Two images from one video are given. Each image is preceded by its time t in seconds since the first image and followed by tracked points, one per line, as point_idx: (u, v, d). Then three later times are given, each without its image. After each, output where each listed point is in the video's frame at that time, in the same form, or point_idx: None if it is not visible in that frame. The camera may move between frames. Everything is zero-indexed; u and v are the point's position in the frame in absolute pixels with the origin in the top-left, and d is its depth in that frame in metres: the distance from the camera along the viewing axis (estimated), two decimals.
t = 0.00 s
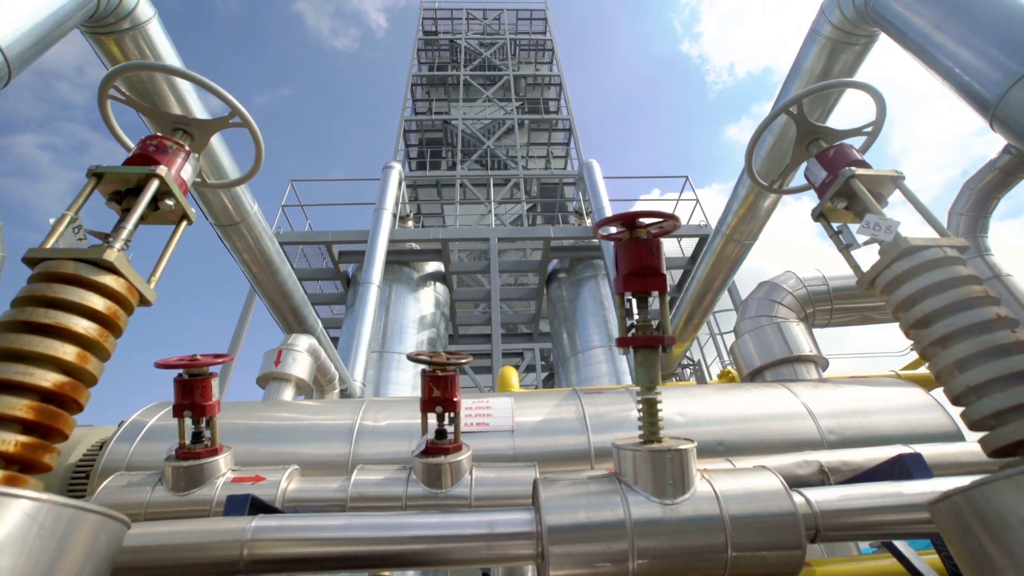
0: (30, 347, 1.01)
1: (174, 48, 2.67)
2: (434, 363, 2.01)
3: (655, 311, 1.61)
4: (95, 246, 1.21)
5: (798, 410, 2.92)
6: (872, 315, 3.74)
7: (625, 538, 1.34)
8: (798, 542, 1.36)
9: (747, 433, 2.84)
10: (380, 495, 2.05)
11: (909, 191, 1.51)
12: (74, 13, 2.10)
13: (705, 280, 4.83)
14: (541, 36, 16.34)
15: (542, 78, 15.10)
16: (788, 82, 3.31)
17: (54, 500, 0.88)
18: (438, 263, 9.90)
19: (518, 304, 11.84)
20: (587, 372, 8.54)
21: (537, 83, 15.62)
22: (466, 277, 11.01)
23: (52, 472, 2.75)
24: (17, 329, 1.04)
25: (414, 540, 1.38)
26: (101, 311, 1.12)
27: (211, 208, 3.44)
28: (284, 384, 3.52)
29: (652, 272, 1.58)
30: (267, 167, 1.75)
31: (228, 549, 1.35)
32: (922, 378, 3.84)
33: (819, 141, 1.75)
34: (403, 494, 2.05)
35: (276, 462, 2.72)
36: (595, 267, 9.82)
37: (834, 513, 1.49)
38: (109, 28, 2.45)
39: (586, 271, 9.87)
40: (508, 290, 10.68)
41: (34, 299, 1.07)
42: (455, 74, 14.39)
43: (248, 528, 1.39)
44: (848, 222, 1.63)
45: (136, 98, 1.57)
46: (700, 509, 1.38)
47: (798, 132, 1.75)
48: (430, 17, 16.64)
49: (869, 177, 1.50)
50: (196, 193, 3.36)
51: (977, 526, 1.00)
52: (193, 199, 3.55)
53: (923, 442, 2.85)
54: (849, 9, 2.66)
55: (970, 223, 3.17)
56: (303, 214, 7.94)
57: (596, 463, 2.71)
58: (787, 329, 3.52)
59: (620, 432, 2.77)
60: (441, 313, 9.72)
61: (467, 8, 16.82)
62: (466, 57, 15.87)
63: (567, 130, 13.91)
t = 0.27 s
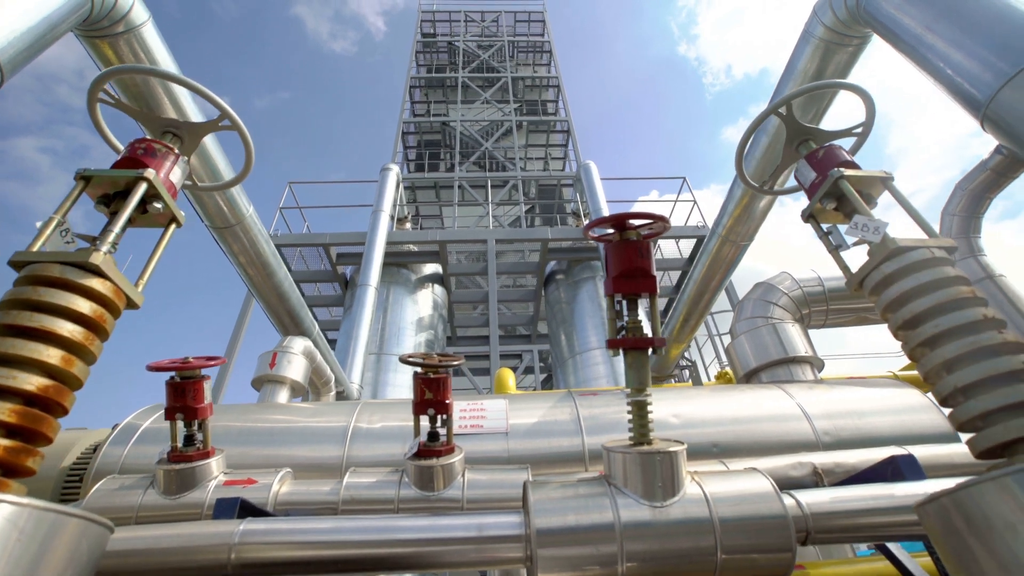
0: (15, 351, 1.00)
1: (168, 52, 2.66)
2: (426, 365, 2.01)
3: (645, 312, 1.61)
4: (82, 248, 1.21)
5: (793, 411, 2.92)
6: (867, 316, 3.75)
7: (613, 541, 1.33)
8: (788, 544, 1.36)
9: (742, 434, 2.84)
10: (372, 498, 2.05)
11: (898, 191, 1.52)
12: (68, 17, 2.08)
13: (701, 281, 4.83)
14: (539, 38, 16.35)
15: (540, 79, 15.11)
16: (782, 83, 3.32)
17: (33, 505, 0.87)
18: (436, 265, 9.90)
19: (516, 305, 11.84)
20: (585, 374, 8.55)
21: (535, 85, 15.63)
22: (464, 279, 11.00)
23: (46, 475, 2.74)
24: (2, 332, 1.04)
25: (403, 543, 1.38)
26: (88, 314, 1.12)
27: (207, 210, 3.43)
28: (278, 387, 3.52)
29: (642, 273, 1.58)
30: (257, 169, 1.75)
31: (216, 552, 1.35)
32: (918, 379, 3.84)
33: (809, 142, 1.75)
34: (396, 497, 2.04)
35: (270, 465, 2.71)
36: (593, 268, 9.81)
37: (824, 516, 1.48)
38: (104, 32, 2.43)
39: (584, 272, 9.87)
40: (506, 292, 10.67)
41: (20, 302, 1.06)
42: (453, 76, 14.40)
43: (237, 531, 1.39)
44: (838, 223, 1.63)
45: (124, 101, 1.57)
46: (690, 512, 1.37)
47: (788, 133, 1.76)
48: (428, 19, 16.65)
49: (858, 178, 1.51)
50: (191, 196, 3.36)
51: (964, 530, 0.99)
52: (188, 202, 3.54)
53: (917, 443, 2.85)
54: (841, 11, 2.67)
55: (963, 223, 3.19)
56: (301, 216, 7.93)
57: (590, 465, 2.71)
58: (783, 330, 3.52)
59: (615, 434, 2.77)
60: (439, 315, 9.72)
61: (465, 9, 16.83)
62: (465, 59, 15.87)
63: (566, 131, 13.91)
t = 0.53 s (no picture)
0: None
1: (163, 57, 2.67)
2: (418, 369, 2.01)
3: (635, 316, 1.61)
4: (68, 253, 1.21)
5: (788, 415, 2.91)
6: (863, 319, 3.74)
7: (601, 546, 1.33)
8: (776, 549, 1.36)
9: (737, 438, 2.83)
10: (364, 502, 2.04)
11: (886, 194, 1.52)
12: (61, 23, 2.08)
13: (698, 284, 4.82)
14: (538, 42, 16.40)
15: (539, 84, 15.14)
16: (776, 86, 3.32)
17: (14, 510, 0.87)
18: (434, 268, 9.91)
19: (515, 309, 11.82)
20: (584, 378, 8.54)
21: (534, 89, 15.67)
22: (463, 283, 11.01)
23: (40, 480, 2.73)
24: None
25: (390, 548, 1.37)
26: (71, 319, 1.12)
27: (202, 214, 3.44)
28: (274, 391, 3.53)
29: (631, 277, 1.58)
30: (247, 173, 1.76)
31: (202, 558, 1.34)
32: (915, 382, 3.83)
33: (799, 145, 1.76)
34: (387, 501, 2.04)
35: (263, 470, 2.70)
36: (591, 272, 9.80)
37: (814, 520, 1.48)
38: (97, 37, 2.44)
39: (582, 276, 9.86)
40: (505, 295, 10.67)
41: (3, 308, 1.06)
42: (452, 80, 14.45)
43: (224, 536, 1.38)
44: (827, 226, 1.63)
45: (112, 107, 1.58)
46: (678, 517, 1.37)
47: (777, 137, 1.76)
48: (428, 23, 16.72)
49: (846, 181, 1.51)
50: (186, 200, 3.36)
51: (949, 535, 0.99)
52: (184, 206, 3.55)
53: (912, 447, 2.84)
54: (834, 14, 2.68)
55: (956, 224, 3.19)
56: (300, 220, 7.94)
57: (584, 470, 2.70)
58: (778, 334, 3.52)
59: (609, 438, 2.76)
60: (437, 319, 9.71)
61: (464, 14, 16.90)
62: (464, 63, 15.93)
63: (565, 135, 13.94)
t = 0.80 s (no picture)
0: None
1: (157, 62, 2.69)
2: (410, 374, 2.01)
3: (624, 321, 1.60)
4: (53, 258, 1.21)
5: (783, 419, 2.90)
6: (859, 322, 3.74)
7: (588, 551, 1.32)
8: (765, 554, 1.35)
9: (732, 442, 2.82)
10: (355, 507, 2.04)
11: (875, 198, 1.52)
12: (54, 28, 2.10)
13: (695, 288, 4.81)
14: (538, 47, 16.47)
15: (539, 88, 15.18)
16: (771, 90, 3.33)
17: None
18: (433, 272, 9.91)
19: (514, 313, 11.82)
20: (583, 382, 8.53)
21: (533, 94, 15.71)
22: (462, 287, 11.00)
23: (35, 485, 2.71)
24: None
25: (378, 553, 1.37)
26: (54, 325, 1.12)
27: (199, 219, 3.44)
28: (270, 396, 3.54)
29: (620, 281, 1.58)
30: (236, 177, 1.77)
31: (189, 563, 1.34)
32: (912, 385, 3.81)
33: (790, 149, 1.76)
34: (379, 506, 2.03)
35: (257, 475, 2.70)
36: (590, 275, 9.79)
37: (803, 526, 1.47)
38: (91, 42, 2.46)
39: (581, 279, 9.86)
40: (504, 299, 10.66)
41: None
42: (452, 85, 14.50)
43: (211, 541, 1.38)
44: (816, 229, 1.63)
45: (100, 112, 1.59)
46: (666, 521, 1.36)
47: (768, 140, 1.76)
48: (428, 29, 16.81)
49: (835, 185, 1.51)
50: (183, 206, 3.37)
51: (935, 541, 0.99)
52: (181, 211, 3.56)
53: (909, 451, 2.83)
54: (828, 18, 2.69)
55: (950, 228, 3.19)
56: (299, 224, 7.96)
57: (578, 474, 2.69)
58: (775, 337, 3.51)
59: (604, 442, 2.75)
60: (437, 323, 9.71)
61: (464, 19, 16.99)
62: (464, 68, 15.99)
63: (564, 139, 13.96)
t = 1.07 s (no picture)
0: None
1: (151, 64, 2.68)
2: (402, 375, 2.01)
3: (615, 322, 1.60)
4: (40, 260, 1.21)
5: (779, 420, 2.90)
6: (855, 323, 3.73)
7: (576, 553, 1.32)
8: (754, 556, 1.35)
9: (727, 444, 2.82)
10: (348, 509, 2.04)
11: (865, 198, 1.52)
12: (47, 30, 2.09)
13: (693, 289, 4.81)
14: (537, 48, 16.47)
15: (538, 89, 15.17)
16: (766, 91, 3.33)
17: None
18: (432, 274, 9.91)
19: (513, 314, 11.81)
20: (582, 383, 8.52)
21: (533, 95, 15.72)
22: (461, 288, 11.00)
23: (29, 487, 2.71)
24: None
25: (366, 555, 1.36)
26: (40, 327, 1.12)
27: (195, 221, 3.43)
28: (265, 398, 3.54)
29: (610, 283, 1.58)
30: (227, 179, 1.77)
31: (176, 565, 1.34)
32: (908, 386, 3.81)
33: (780, 150, 1.76)
34: (371, 507, 2.03)
35: (251, 476, 2.70)
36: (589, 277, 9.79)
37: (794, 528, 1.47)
38: (85, 43, 2.46)
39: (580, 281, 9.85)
40: (503, 301, 10.65)
41: None
42: (451, 86, 14.52)
43: (199, 544, 1.37)
44: (807, 230, 1.63)
45: (88, 114, 1.60)
46: (655, 523, 1.36)
47: (759, 141, 1.76)
48: (427, 30, 16.83)
49: (824, 186, 1.51)
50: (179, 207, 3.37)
51: (919, 543, 0.99)
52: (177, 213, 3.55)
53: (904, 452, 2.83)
54: (823, 19, 2.69)
55: (944, 229, 3.19)
56: (297, 226, 7.96)
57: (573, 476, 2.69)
58: (770, 338, 3.51)
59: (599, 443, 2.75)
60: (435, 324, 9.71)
61: (463, 21, 17.00)
62: (463, 70, 16.00)
63: (564, 140, 13.96)
